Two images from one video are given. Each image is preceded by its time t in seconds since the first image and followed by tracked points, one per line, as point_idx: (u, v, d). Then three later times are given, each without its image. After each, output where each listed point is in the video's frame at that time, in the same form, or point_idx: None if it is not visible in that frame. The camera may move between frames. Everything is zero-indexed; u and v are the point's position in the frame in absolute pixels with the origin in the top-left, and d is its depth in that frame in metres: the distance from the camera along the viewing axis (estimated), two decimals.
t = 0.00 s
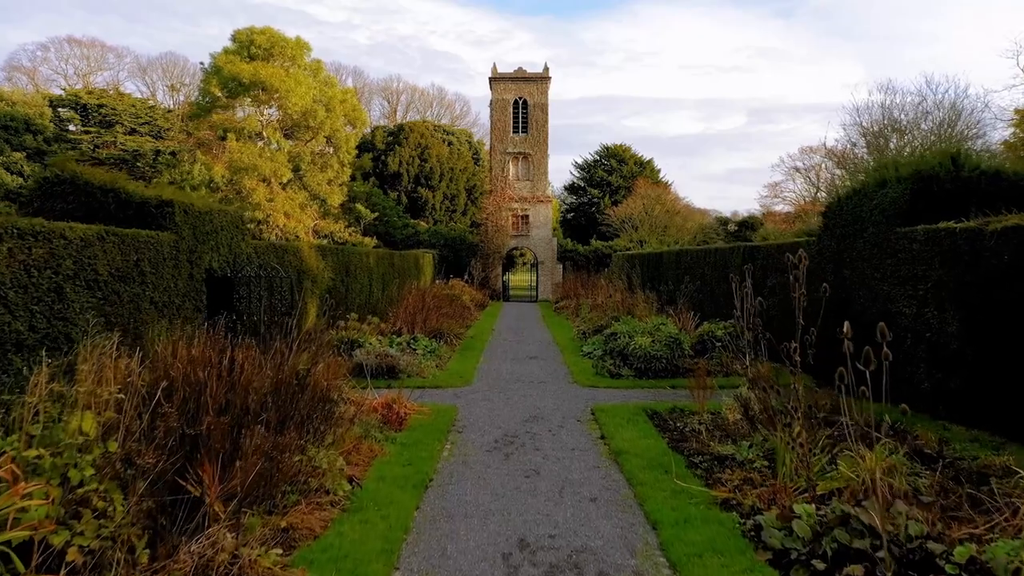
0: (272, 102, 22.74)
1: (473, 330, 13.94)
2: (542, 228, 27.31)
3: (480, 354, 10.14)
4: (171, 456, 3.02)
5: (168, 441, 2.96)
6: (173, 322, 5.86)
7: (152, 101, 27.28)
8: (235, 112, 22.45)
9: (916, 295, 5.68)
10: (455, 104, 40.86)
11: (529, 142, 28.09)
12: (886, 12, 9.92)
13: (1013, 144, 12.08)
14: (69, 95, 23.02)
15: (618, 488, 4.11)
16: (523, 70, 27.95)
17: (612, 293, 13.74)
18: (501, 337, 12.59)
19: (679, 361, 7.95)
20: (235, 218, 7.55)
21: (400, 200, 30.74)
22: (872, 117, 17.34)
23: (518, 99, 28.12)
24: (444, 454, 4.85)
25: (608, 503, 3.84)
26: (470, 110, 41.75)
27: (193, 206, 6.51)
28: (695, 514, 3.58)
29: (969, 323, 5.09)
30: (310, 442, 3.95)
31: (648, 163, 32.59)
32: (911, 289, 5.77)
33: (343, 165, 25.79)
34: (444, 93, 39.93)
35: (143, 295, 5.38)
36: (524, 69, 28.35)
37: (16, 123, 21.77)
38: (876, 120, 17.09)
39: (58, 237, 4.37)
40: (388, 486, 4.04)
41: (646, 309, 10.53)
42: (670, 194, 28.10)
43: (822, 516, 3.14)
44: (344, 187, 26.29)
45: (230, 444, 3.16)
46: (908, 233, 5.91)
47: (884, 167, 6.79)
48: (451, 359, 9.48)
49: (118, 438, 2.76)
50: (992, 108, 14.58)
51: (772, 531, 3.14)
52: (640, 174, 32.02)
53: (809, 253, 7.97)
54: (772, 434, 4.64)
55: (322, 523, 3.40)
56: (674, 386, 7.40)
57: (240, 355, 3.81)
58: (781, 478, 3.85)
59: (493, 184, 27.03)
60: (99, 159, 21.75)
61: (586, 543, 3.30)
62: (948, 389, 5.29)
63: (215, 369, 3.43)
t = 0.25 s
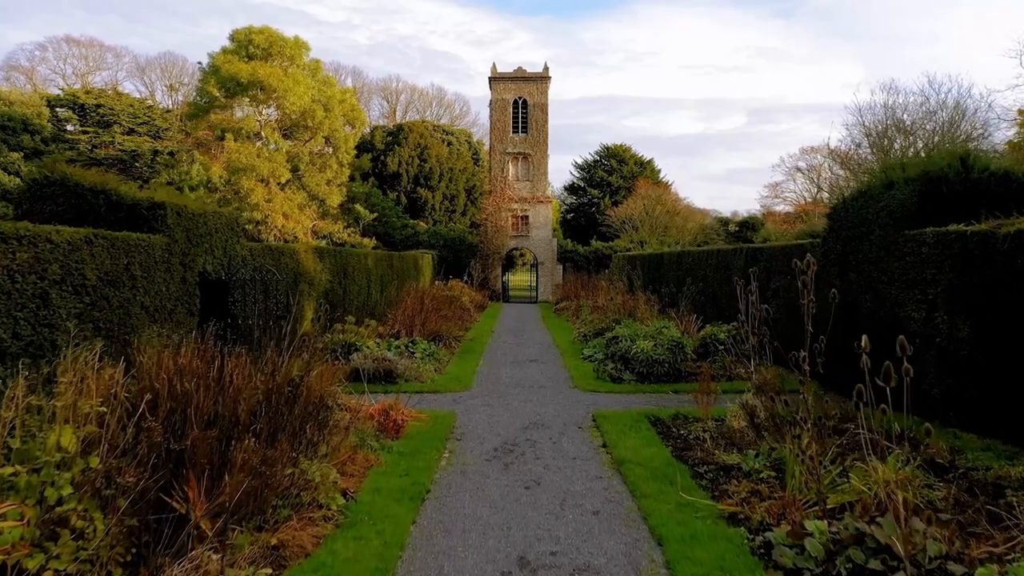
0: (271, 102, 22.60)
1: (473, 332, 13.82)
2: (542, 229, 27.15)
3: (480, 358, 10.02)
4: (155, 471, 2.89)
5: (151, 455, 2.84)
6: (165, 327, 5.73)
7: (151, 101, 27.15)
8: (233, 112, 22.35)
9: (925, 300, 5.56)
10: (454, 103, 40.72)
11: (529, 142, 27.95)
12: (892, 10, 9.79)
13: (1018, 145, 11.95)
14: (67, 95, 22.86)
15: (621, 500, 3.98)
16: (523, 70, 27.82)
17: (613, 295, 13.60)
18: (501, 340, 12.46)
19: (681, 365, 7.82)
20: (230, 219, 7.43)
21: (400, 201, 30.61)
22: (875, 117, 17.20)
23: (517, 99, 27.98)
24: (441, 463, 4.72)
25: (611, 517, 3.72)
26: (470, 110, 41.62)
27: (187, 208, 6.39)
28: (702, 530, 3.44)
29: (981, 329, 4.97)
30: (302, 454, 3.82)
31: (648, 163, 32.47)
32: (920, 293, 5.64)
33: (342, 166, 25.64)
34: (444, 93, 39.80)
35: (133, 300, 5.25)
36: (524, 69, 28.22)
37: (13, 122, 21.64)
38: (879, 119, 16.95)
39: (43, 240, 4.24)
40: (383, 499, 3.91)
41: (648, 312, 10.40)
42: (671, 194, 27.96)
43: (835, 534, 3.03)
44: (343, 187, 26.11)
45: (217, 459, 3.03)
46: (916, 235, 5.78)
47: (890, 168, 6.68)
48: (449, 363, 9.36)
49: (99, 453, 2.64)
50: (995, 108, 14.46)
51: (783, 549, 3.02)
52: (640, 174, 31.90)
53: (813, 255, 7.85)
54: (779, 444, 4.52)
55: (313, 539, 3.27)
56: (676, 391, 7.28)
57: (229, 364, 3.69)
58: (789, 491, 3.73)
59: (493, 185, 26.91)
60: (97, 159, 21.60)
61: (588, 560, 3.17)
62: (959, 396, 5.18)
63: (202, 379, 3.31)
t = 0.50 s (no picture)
0: (269, 102, 22.46)
1: (472, 334, 13.70)
2: (542, 229, 26.99)
3: (479, 361, 9.88)
4: (137, 487, 2.77)
5: (133, 471, 2.72)
6: (157, 332, 5.61)
7: (149, 101, 27.00)
8: (232, 112, 22.25)
9: (933, 304, 5.43)
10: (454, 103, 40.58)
11: (529, 142, 27.81)
12: (893, 11, 9.68)
13: None
14: (64, 95, 22.70)
15: (625, 514, 3.84)
16: (523, 70, 27.69)
17: (613, 297, 13.48)
18: (500, 342, 12.32)
19: (684, 370, 7.69)
20: (224, 221, 7.30)
21: (399, 201, 30.49)
22: (877, 117, 17.05)
23: (517, 99, 27.82)
24: (439, 474, 4.59)
25: (615, 532, 3.59)
26: (469, 110, 41.48)
27: (179, 210, 6.26)
28: (709, 547, 3.31)
29: (993, 334, 4.85)
30: (294, 467, 3.68)
31: (648, 163, 32.34)
32: (929, 297, 5.51)
33: (341, 166, 25.45)
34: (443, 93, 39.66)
35: (123, 304, 5.12)
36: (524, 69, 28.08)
37: (10, 122, 21.52)
38: (882, 119, 16.80)
39: (26, 244, 4.11)
40: (377, 513, 3.78)
41: (650, 315, 10.26)
42: (672, 195, 27.81)
43: (849, 552, 2.96)
44: (342, 188, 25.89)
45: (202, 476, 2.90)
46: (926, 238, 5.64)
47: (898, 169, 6.56)
48: (448, 366, 9.24)
49: (77, 470, 2.52)
50: (999, 107, 14.33)
51: (796, 569, 2.88)
52: (640, 174, 31.77)
53: (818, 258, 7.73)
54: (787, 454, 4.40)
55: (304, 557, 3.14)
56: (679, 396, 7.15)
57: (217, 373, 3.56)
58: (798, 504, 3.61)
59: (493, 185, 26.79)
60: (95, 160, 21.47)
61: None
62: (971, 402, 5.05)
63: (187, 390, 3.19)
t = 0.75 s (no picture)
0: (268, 102, 22.34)
1: (472, 336, 13.58)
2: (542, 230, 26.86)
3: (478, 364, 9.75)
4: (119, 507, 2.65)
5: (113, 491, 2.60)
6: (147, 339, 5.49)
7: (148, 101, 26.86)
8: (230, 112, 22.14)
9: (942, 310, 5.31)
10: (454, 103, 40.45)
11: (529, 142, 27.67)
12: (897, 10, 9.54)
13: None
14: (62, 94, 22.56)
15: (628, 529, 3.72)
16: (522, 70, 27.57)
17: (615, 299, 13.36)
18: (499, 345, 12.19)
19: (686, 375, 7.57)
20: (219, 224, 7.18)
21: (398, 201, 30.39)
22: (880, 117, 16.90)
23: (517, 99, 27.67)
24: (436, 485, 4.47)
25: (618, 549, 3.46)
26: (469, 110, 41.34)
27: (172, 213, 6.13)
28: (717, 566, 3.19)
29: (1005, 340, 4.73)
30: (285, 481, 3.55)
31: (648, 164, 32.21)
32: (938, 302, 5.38)
33: (340, 166, 25.26)
34: (443, 93, 39.54)
35: (112, 310, 5.00)
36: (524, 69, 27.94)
37: (8, 123, 21.39)
38: (884, 120, 16.66)
39: (10, 251, 3.99)
40: (371, 528, 3.65)
41: (652, 319, 10.13)
42: (672, 195, 27.69)
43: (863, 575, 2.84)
44: (341, 188, 25.70)
45: (186, 496, 2.77)
46: (935, 242, 5.52)
47: (906, 172, 6.45)
48: (447, 370, 9.12)
49: (54, 493, 2.40)
50: (1003, 108, 14.21)
51: None
52: (641, 174, 31.66)
53: (823, 261, 7.61)
54: (795, 465, 4.30)
55: None
56: (681, 402, 7.02)
57: (204, 385, 3.43)
58: (807, 519, 3.51)
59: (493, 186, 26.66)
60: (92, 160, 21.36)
61: None
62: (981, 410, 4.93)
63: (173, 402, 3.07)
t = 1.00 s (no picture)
0: (266, 102, 22.21)
1: (471, 339, 13.45)
2: (542, 231, 26.72)
3: (476, 369, 9.61)
4: (98, 531, 2.53)
5: (92, 515, 2.47)
6: (137, 346, 5.35)
7: (146, 101, 26.70)
8: (228, 113, 22.03)
9: (953, 317, 5.17)
10: (453, 103, 40.31)
11: (529, 143, 27.52)
12: (902, 10, 9.40)
13: None
14: (60, 94, 22.40)
15: (632, 547, 3.59)
16: (522, 70, 27.44)
17: (615, 302, 13.21)
18: (498, 349, 12.04)
19: (689, 381, 7.43)
20: (212, 227, 7.04)
21: (398, 202, 30.27)
22: (882, 117, 16.77)
23: (516, 99, 27.52)
24: (433, 499, 4.33)
25: (622, 569, 3.33)
26: (469, 110, 41.20)
27: (163, 216, 5.99)
28: None
29: (1017, 348, 4.58)
30: (276, 498, 3.42)
31: (648, 164, 32.08)
32: (949, 309, 5.23)
33: (339, 167, 25.06)
34: (442, 93, 39.40)
35: (101, 318, 4.86)
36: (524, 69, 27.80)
37: (5, 123, 21.23)
38: (887, 120, 16.53)
39: None
40: (364, 547, 3.51)
41: (653, 324, 9.99)
42: (673, 196, 27.56)
43: None
44: (340, 189, 25.51)
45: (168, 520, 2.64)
46: (946, 246, 5.38)
47: (913, 175, 6.36)
48: (446, 375, 9.00)
49: (27, 519, 2.27)
50: (1007, 108, 14.08)
51: None
52: (641, 175, 31.53)
53: (827, 265, 7.47)
54: (803, 477, 4.17)
55: None
56: (684, 409, 6.88)
57: (190, 400, 3.29)
58: (818, 538, 3.38)
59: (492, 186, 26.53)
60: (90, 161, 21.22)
61: None
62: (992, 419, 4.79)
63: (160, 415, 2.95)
